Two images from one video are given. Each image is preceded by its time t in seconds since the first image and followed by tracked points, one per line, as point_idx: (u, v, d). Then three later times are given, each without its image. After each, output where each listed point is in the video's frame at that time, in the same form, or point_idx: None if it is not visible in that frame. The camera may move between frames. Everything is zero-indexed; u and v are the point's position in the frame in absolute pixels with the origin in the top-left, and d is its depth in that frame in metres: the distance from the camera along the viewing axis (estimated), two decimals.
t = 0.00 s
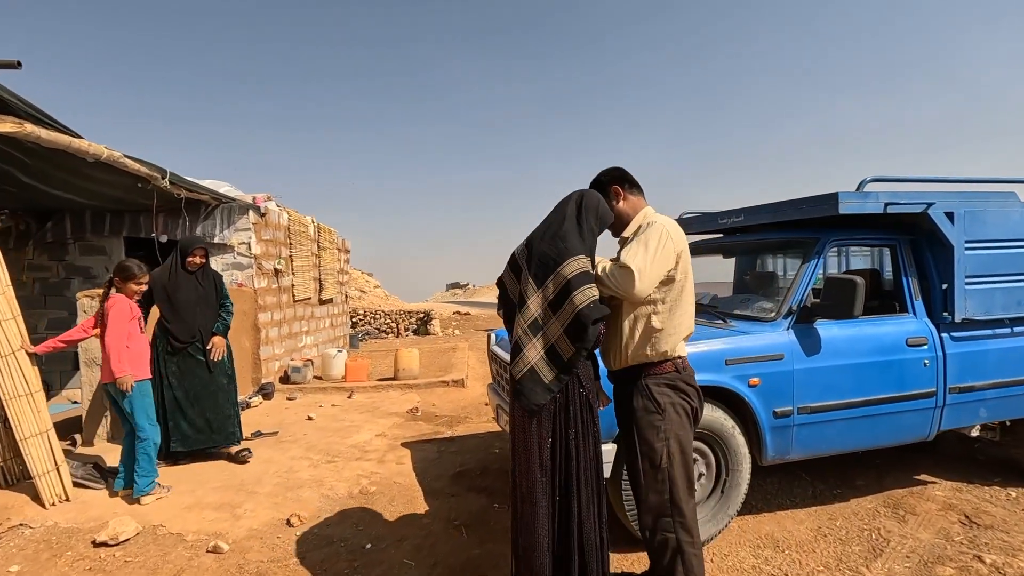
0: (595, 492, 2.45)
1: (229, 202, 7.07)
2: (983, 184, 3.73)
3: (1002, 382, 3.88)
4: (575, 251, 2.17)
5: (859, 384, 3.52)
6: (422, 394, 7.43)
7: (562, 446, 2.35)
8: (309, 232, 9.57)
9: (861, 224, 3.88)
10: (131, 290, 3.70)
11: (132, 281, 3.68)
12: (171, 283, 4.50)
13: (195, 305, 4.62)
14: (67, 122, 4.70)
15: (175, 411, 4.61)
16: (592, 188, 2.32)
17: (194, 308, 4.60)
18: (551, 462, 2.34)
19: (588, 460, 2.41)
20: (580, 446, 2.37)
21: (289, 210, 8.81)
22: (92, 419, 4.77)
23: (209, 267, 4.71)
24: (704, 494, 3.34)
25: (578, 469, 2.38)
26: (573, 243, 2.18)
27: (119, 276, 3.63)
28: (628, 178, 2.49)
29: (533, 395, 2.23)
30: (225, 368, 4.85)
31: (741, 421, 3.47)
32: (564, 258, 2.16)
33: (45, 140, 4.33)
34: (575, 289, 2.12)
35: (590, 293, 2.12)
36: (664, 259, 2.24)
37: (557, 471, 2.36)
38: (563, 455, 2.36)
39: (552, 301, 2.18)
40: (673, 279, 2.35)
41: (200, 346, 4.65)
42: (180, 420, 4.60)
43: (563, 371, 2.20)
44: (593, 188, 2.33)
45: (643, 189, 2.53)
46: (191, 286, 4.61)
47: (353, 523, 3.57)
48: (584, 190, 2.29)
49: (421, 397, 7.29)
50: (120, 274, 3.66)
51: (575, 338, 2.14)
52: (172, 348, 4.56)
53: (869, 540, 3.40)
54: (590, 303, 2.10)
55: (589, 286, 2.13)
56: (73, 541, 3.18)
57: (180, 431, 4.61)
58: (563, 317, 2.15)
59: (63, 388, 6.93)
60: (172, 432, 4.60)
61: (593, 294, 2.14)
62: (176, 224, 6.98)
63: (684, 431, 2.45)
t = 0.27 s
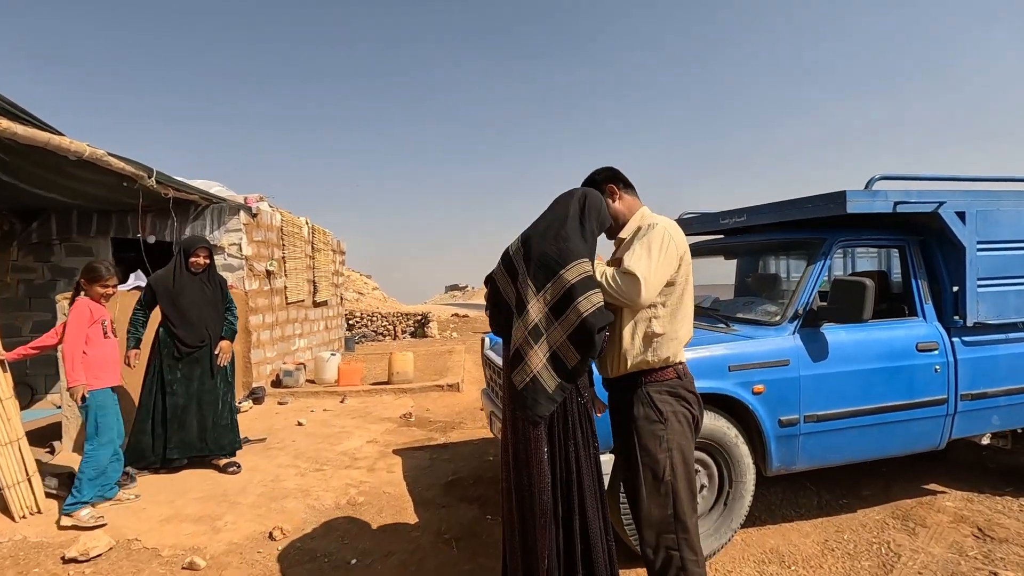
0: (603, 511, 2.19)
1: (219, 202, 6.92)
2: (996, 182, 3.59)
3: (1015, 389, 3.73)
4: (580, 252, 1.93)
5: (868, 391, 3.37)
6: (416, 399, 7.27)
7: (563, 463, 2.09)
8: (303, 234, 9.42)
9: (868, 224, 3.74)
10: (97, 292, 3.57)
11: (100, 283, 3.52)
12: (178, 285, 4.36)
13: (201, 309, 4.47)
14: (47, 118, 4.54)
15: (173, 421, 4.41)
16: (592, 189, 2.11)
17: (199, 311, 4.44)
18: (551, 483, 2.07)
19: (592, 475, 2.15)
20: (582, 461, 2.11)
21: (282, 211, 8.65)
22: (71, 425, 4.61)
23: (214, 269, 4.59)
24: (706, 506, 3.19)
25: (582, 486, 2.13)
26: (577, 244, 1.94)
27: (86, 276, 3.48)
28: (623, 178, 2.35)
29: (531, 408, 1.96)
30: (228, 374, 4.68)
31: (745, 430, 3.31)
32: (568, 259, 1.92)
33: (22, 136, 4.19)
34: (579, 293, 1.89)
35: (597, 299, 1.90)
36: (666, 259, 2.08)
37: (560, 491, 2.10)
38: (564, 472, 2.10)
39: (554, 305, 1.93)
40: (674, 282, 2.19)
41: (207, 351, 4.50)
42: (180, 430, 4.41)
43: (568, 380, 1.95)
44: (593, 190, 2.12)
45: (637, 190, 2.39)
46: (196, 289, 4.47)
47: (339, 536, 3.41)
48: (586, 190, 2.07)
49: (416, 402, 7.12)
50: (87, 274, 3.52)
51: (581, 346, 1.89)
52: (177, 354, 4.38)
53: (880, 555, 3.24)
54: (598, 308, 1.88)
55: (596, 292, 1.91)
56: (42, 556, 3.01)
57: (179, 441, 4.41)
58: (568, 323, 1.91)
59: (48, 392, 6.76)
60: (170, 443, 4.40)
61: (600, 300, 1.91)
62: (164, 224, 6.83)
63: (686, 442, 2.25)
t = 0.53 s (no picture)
0: (607, 527, 2.01)
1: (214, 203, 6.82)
2: (1010, 185, 3.47)
3: None
4: (581, 260, 1.78)
5: (877, 401, 3.24)
6: (412, 404, 7.16)
7: (559, 478, 1.93)
8: (300, 236, 9.31)
9: (876, 228, 3.63)
10: (66, 297, 3.33)
11: (71, 286, 3.28)
12: (191, 290, 4.20)
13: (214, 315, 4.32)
14: (34, 117, 4.44)
15: (193, 430, 4.21)
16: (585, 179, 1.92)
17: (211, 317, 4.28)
18: (547, 499, 1.93)
19: (594, 490, 1.98)
20: (580, 474, 1.95)
21: (278, 213, 8.55)
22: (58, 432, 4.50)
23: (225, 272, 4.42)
24: (710, 521, 3.06)
25: (583, 502, 1.95)
26: (576, 251, 1.79)
27: (55, 280, 3.27)
28: (624, 181, 2.24)
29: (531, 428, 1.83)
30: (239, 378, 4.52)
31: (750, 441, 3.19)
32: (570, 271, 1.76)
33: (8, 136, 4.09)
34: (581, 305, 1.73)
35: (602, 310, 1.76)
36: (666, 265, 1.96)
37: (557, 508, 1.94)
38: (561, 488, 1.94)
39: (554, 317, 1.77)
40: (676, 289, 2.07)
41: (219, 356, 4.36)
42: (200, 439, 4.21)
43: (571, 396, 1.81)
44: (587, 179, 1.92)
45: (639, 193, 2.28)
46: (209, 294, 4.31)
47: (329, 549, 3.29)
48: (579, 182, 1.88)
49: (413, 407, 7.00)
50: (57, 278, 3.29)
51: (586, 361, 1.76)
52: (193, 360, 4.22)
53: (890, 571, 3.12)
54: (601, 321, 1.73)
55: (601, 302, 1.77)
56: (18, 571, 2.90)
57: (199, 451, 4.21)
58: (570, 338, 1.76)
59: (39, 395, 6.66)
60: (189, 453, 4.19)
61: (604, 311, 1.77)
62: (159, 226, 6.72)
63: (692, 460, 2.12)
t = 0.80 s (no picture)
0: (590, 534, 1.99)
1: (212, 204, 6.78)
2: (1015, 188, 3.41)
3: None
4: (565, 263, 1.77)
5: (879, 408, 3.18)
6: (410, 407, 7.11)
7: (546, 485, 1.89)
8: (300, 237, 9.28)
9: (879, 231, 3.57)
10: (42, 300, 3.21)
11: (50, 288, 3.18)
12: (200, 292, 4.10)
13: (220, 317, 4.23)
14: (29, 117, 4.41)
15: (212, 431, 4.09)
16: (569, 179, 1.91)
17: (217, 319, 4.20)
18: (532, 507, 1.88)
19: (579, 497, 1.94)
20: (566, 481, 1.90)
21: (278, 214, 8.52)
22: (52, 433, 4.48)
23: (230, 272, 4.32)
24: (707, 529, 3.01)
25: (568, 510, 1.91)
26: (560, 254, 1.78)
27: (34, 282, 3.16)
28: (621, 183, 2.18)
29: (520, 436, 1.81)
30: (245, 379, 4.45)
31: (749, 448, 3.13)
32: (554, 274, 1.75)
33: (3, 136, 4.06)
34: (567, 312, 1.72)
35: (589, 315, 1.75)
36: (653, 267, 1.89)
37: (541, 516, 1.89)
38: (546, 495, 1.89)
39: (541, 324, 1.75)
40: (667, 293, 1.99)
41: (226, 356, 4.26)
42: (221, 439, 4.09)
43: (562, 404, 1.77)
44: (572, 179, 1.92)
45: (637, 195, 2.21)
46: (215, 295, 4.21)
47: (320, 555, 3.24)
48: (561, 182, 1.87)
49: (411, 409, 6.96)
50: (36, 279, 3.18)
51: (575, 368, 1.73)
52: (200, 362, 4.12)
53: None
54: (587, 328, 1.73)
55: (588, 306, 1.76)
56: None
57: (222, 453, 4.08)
58: (557, 344, 1.73)
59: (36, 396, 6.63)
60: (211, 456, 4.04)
61: (592, 315, 1.76)
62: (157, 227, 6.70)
63: (688, 469, 2.07)
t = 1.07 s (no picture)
0: (559, 535, 1.97)
1: (205, 203, 6.75)
2: (1009, 186, 3.35)
3: None
4: (535, 263, 1.77)
5: (870, 409, 3.13)
6: (404, 406, 7.07)
7: (515, 484, 1.89)
8: (296, 236, 9.25)
9: (871, 230, 3.52)
10: (16, 297, 3.18)
11: (21, 285, 3.14)
12: (197, 292, 3.98)
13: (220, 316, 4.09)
14: (17, 113, 4.39)
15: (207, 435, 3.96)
16: (548, 177, 1.89)
17: (215, 319, 4.05)
18: (501, 504, 1.88)
19: (549, 498, 1.94)
20: (537, 481, 1.90)
21: (273, 212, 8.50)
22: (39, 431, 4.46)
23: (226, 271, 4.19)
24: (693, 531, 2.97)
25: (536, 510, 1.90)
26: (530, 253, 1.77)
27: (5, 279, 3.12)
28: (599, 179, 2.15)
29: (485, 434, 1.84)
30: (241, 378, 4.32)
31: (737, 449, 3.09)
32: (523, 273, 1.75)
33: None
34: (532, 314, 1.73)
35: (554, 318, 1.74)
36: (620, 261, 1.86)
37: (509, 516, 1.89)
38: (514, 496, 1.89)
39: (507, 326, 1.78)
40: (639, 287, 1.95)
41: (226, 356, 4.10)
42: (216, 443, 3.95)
43: (526, 407, 1.78)
44: (551, 177, 1.89)
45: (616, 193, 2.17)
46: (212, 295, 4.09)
47: (302, 556, 3.20)
48: (538, 180, 1.86)
49: (404, 409, 6.91)
50: (7, 276, 3.14)
51: (539, 372, 1.73)
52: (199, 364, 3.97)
53: None
54: (553, 331, 1.73)
55: (553, 309, 1.75)
56: None
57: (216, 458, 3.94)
58: (521, 347, 1.74)
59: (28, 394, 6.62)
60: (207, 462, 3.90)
61: (558, 319, 1.75)
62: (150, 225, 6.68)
63: (668, 470, 2.02)
